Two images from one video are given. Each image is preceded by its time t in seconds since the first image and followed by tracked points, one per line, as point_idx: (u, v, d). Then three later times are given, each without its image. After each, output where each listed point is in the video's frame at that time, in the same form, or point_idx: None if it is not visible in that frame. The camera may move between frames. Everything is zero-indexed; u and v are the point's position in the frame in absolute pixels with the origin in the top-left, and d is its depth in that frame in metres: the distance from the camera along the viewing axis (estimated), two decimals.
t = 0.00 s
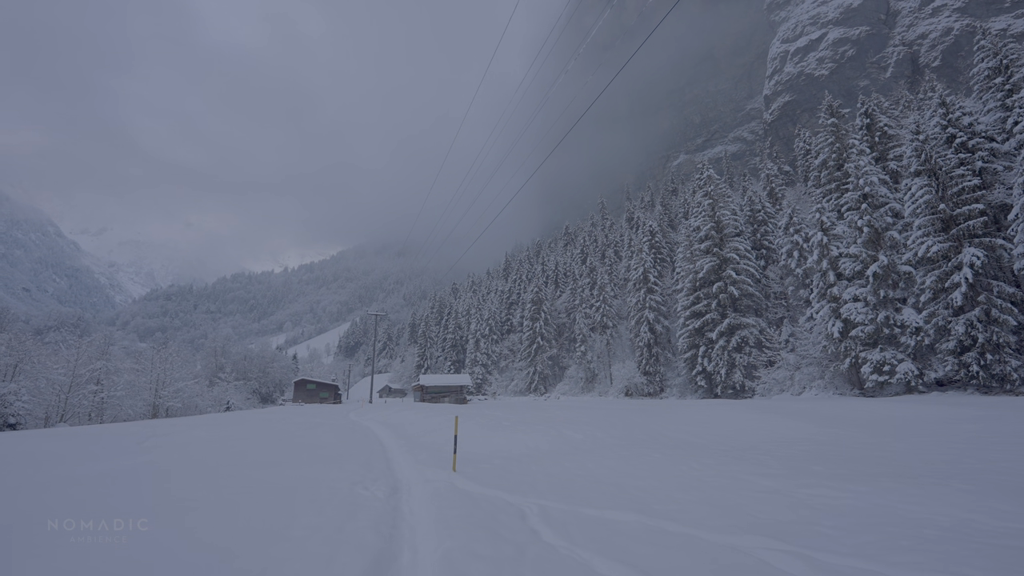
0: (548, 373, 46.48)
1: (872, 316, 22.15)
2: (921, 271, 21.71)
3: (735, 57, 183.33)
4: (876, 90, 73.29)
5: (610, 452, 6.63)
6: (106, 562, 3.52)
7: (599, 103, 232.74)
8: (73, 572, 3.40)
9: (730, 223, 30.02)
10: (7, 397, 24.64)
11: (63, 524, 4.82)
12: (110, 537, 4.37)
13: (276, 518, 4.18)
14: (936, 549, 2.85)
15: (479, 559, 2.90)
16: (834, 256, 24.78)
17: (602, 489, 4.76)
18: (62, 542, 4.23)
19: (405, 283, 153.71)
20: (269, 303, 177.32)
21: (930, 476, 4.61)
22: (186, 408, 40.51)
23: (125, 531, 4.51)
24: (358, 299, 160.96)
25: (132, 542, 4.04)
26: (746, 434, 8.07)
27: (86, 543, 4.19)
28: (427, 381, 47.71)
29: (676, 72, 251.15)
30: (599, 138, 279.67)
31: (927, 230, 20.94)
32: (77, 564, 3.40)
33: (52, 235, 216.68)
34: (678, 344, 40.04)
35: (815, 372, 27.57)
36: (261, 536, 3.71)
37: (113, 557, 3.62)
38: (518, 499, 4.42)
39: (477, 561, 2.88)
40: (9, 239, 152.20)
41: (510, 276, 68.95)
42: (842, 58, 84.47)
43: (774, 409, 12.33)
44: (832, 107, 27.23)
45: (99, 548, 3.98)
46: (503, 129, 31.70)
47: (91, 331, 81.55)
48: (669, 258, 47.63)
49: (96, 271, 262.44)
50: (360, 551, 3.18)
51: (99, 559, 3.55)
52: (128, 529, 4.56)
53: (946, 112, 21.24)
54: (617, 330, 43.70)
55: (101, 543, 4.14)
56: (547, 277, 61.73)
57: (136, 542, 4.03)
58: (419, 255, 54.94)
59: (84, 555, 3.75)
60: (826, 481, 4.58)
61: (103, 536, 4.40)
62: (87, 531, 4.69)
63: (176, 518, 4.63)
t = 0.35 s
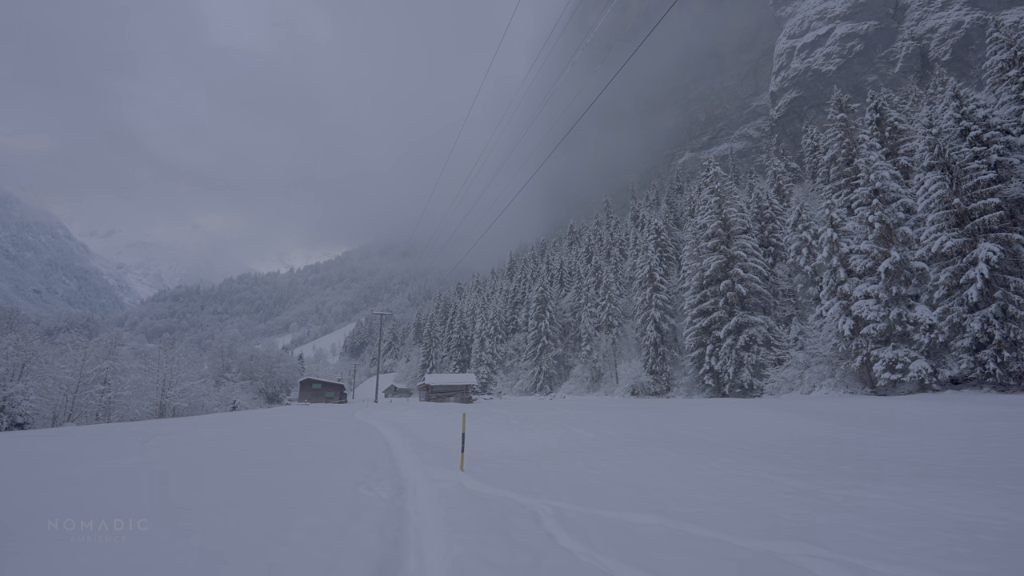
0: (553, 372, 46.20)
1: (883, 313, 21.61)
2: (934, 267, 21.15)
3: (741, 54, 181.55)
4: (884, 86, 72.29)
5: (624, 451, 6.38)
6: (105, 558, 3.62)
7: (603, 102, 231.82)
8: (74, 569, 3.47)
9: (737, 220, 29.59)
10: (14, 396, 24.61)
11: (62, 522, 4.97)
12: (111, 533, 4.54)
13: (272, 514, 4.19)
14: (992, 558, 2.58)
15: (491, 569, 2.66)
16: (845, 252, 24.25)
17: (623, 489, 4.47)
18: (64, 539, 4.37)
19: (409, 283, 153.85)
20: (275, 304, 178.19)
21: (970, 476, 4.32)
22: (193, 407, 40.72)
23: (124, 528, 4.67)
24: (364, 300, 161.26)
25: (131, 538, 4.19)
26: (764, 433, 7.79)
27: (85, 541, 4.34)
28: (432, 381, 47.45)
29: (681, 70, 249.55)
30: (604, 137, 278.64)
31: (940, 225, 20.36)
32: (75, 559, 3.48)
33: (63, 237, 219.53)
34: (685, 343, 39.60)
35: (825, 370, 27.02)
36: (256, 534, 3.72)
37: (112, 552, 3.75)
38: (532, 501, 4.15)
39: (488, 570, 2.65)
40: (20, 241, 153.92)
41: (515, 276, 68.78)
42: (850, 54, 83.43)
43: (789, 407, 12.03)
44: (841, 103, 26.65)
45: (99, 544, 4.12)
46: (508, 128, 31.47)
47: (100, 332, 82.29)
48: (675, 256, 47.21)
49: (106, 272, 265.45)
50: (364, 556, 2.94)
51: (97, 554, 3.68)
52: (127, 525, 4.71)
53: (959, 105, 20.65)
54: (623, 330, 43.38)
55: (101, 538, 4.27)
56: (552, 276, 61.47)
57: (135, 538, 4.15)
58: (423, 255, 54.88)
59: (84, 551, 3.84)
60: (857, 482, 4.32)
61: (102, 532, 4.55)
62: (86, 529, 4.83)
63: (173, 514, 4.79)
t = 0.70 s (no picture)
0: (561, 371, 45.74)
1: (902, 310, 20.75)
2: (956, 263, 20.32)
3: (750, 49, 178.96)
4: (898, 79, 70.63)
5: (642, 455, 6.05)
6: (104, 564, 3.65)
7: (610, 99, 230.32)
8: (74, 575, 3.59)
9: (748, 217, 28.94)
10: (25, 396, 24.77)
11: (64, 524, 5.07)
12: (112, 538, 4.61)
13: (272, 525, 4.12)
14: None
15: None
16: (861, 248, 23.43)
17: (643, 499, 4.22)
18: (65, 544, 4.45)
19: (417, 282, 154.03)
20: (285, 303, 179.54)
21: None
22: (203, 406, 40.96)
23: (127, 531, 4.77)
24: (372, 299, 161.65)
25: (135, 541, 4.30)
26: (787, 436, 7.41)
27: (88, 544, 4.43)
28: (440, 380, 47.24)
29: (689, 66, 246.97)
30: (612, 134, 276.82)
31: (962, 219, 19.55)
32: (80, 565, 3.56)
33: (79, 239, 223.38)
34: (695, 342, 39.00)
35: (840, 369, 26.18)
36: (254, 545, 3.64)
37: (117, 557, 3.86)
38: (545, 511, 3.91)
39: None
40: (37, 243, 156.76)
41: (522, 274, 68.45)
42: (863, 46, 81.66)
43: (811, 408, 11.56)
44: (856, 95, 25.81)
45: (103, 549, 4.22)
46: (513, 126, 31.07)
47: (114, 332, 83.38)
48: (685, 254, 46.50)
49: (119, 273, 269.43)
50: None
51: (102, 559, 3.77)
52: (130, 529, 4.82)
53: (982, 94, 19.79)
54: (632, 328, 42.81)
55: (106, 542, 4.37)
56: (560, 275, 61.00)
57: (136, 543, 4.25)
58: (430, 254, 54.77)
59: (84, 558, 3.94)
60: (898, 493, 3.99)
61: (103, 536, 4.64)
62: (86, 532, 4.91)
63: (176, 519, 4.89)
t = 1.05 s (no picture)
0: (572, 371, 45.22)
1: (926, 307, 19.73)
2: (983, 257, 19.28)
3: (762, 43, 175.77)
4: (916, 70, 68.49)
5: (671, 457, 5.65)
6: (101, 568, 3.47)
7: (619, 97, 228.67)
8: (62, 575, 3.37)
9: (763, 212, 28.20)
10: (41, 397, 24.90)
11: (64, 524, 4.92)
12: (112, 537, 4.45)
13: (276, 530, 3.86)
14: None
15: None
16: (882, 243, 22.47)
17: (680, 507, 3.85)
18: (62, 545, 4.28)
19: (427, 283, 154.52)
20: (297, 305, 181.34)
21: None
22: (216, 407, 41.34)
23: (127, 531, 4.60)
24: (383, 300, 162.29)
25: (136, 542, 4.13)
26: (824, 436, 6.93)
27: (87, 543, 4.28)
28: (451, 380, 47.04)
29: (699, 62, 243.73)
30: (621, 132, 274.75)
31: (990, 211, 18.54)
32: (77, 564, 3.39)
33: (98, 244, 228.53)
34: (709, 340, 38.26)
35: (861, 367, 25.13)
36: (258, 550, 3.40)
37: (115, 558, 3.67)
38: (570, 518, 3.59)
39: None
40: (58, 248, 160.70)
41: (532, 273, 68.00)
42: (879, 37, 79.50)
43: (839, 407, 11.05)
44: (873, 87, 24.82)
45: (100, 549, 4.04)
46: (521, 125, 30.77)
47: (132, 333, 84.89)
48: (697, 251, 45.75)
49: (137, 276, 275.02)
50: None
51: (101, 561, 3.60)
52: (130, 530, 4.65)
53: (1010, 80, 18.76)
54: (644, 327, 42.22)
55: (105, 543, 4.22)
56: (570, 273, 60.52)
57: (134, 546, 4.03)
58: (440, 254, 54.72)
59: (78, 560, 3.73)
60: (974, 503, 3.56)
61: (103, 536, 4.48)
62: (86, 531, 4.75)
63: (178, 520, 4.70)
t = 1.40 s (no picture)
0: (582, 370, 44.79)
1: (949, 302, 18.79)
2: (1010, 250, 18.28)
3: (773, 37, 172.87)
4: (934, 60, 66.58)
5: (694, 459, 5.30)
6: (94, 570, 3.30)
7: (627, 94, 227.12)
8: None
9: (777, 208, 27.48)
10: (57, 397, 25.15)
11: (64, 524, 4.79)
12: (111, 539, 4.30)
13: (275, 536, 3.64)
14: None
15: None
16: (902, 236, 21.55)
17: (710, 515, 3.52)
18: (60, 546, 4.15)
19: (436, 283, 154.87)
20: (308, 305, 183.06)
21: None
22: (228, 407, 41.73)
23: (126, 532, 4.45)
24: (392, 300, 162.96)
25: (134, 544, 3.97)
26: (853, 436, 6.57)
27: (85, 546, 4.12)
28: (461, 379, 46.90)
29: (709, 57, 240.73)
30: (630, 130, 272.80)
31: (1018, 202, 17.57)
32: (69, 569, 3.21)
33: (115, 246, 232.99)
34: (722, 338, 37.51)
35: (880, 365, 24.13)
36: (256, 556, 3.20)
37: (111, 560, 3.51)
38: (590, 527, 3.30)
39: None
40: (76, 251, 164.08)
41: (541, 272, 67.66)
42: (895, 28, 77.46)
43: (865, 406, 10.58)
44: (891, 76, 23.85)
45: (96, 551, 3.89)
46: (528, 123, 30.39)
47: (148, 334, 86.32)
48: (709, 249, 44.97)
49: (153, 278, 280.02)
50: None
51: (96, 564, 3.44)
52: (130, 530, 4.50)
53: None
54: (655, 325, 41.66)
55: (103, 544, 4.07)
56: (579, 272, 60.08)
57: (132, 548, 3.88)
58: (449, 254, 54.66)
59: (75, 561, 3.60)
60: None
61: (103, 538, 4.33)
62: (86, 531, 4.62)
63: (179, 521, 4.55)
